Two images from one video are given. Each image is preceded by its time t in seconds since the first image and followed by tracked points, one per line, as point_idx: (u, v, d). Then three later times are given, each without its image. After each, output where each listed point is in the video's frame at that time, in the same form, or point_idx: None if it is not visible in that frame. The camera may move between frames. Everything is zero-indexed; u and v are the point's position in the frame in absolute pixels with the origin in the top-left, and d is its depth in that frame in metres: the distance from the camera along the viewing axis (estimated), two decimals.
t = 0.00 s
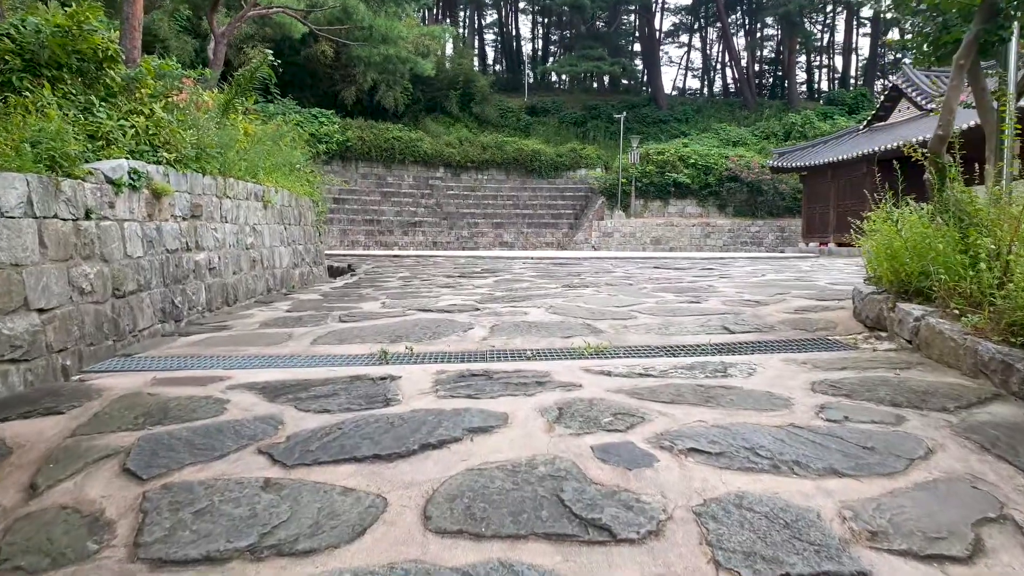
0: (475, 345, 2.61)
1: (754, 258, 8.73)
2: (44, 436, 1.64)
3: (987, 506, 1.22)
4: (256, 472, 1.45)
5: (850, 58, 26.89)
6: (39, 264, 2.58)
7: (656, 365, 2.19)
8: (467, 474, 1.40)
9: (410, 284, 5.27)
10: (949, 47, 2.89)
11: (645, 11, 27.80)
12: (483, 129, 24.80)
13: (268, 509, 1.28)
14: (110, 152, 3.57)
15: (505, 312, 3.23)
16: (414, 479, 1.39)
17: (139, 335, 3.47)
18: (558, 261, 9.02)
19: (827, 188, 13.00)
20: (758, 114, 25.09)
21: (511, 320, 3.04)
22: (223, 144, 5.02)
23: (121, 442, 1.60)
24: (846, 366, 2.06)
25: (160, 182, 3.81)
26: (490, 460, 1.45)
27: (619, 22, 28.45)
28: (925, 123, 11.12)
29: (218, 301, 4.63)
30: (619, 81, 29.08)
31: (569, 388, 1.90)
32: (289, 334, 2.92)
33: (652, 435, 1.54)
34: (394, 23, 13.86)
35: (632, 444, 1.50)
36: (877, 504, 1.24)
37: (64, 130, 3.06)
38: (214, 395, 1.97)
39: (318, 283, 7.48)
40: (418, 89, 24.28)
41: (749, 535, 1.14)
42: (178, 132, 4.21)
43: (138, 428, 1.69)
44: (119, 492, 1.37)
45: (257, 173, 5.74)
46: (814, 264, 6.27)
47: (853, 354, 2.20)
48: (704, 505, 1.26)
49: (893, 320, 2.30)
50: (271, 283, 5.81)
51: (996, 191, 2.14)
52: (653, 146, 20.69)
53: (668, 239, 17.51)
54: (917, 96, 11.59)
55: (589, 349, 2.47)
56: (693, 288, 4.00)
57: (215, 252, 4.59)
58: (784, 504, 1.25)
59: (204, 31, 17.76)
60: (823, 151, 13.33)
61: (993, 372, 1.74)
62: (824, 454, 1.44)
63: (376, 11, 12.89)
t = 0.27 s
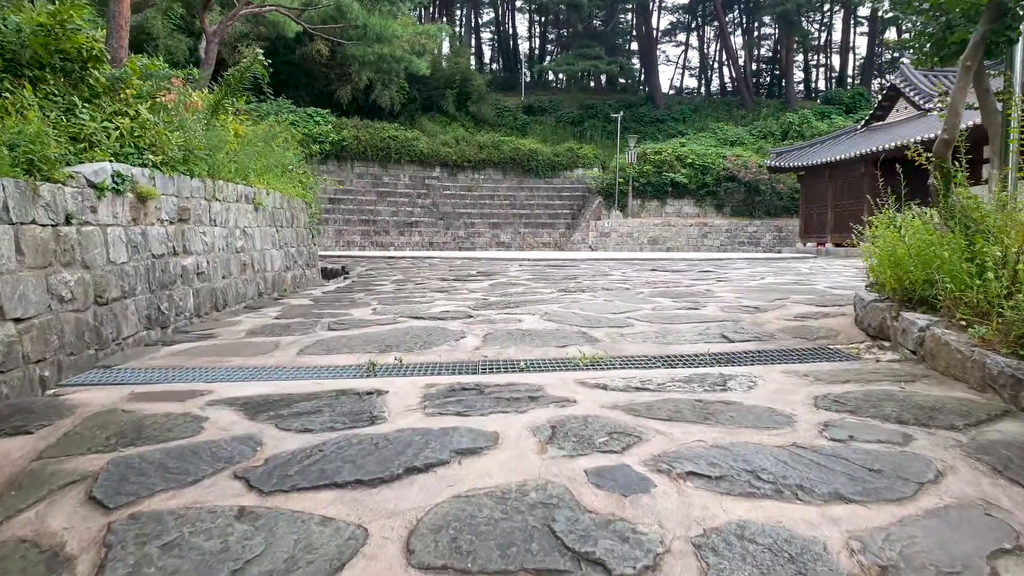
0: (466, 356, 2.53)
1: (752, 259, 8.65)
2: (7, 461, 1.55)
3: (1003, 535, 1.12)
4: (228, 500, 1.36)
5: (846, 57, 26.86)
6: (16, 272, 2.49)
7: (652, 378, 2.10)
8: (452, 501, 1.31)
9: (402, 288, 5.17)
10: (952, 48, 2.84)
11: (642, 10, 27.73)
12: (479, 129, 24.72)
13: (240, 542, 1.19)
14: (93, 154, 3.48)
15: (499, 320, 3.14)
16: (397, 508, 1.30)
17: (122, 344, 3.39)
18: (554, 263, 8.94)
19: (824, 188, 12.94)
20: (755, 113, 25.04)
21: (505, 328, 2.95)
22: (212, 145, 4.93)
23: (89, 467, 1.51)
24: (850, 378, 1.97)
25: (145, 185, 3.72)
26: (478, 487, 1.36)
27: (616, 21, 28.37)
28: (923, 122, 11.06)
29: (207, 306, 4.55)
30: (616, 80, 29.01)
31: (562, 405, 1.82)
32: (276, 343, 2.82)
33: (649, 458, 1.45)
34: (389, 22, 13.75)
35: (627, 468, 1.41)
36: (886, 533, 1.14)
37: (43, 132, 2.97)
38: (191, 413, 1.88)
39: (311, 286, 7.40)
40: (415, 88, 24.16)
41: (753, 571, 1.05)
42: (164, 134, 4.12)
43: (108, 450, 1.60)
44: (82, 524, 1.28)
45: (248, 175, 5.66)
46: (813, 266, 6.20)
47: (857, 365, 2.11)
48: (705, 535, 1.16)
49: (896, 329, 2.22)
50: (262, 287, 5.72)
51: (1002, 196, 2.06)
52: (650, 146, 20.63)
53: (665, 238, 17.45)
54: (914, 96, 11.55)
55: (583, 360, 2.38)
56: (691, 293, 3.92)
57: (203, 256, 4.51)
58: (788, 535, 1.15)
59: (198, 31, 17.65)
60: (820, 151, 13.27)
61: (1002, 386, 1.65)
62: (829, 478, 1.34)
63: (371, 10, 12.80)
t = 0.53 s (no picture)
0: (456, 369, 2.46)
1: (747, 261, 8.61)
2: None
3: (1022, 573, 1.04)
4: (199, 531, 1.28)
5: (841, 57, 26.87)
6: None
7: (648, 393, 2.03)
8: (436, 534, 1.23)
9: (395, 293, 5.10)
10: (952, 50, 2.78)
11: (637, 10, 27.69)
12: (474, 129, 24.64)
13: None
14: (76, 159, 3.39)
15: (491, 328, 3.07)
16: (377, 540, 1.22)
17: (105, 353, 3.29)
18: (549, 265, 8.87)
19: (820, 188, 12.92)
20: (751, 113, 25.04)
21: (497, 338, 2.88)
22: (200, 149, 4.85)
23: (54, 494, 1.43)
24: (852, 394, 1.91)
25: (130, 190, 3.63)
26: (463, 517, 1.28)
27: (611, 20, 28.31)
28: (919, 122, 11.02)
29: (195, 313, 4.47)
30: (611, 80, 28.97)
31: (554, 424, 1.75)
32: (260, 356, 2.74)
33: (643, 484, 1.39)
34: (382, 22, 13.64)
35: (621, 496, 1.34)
36: (897, 571, 1.06)
37: (22, 136, 2.87)
38: (168, 432, 1.79)
39: (302, 290, 7.31)
40: (409, 88, 24.06)
41: None
42: (150, 138, 4.03)
43: (76, 475, 1.52)
44: (41, 559, 1.19)
45: (237, 179, 5.57)
46: (810, 269, 6.15)
47: (859, 378, 2.05)
48: (703, 573, 1.09)
49: (899, 341, 2.15)
50: (251, 292, 5.64)
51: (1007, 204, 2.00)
52: (646, 146, 20.59)
53: (661, 239, 17.41)
54: (909, 96, 11.57)
55: (577, 372, 2.31)
56: (687, 299, 3.86)
57: (191, 262, 4.42)
58: (793, 572, 1.08)
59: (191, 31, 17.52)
60: (816, 151, 13.24)
61: (1013, 405, 1.59)
62: (834, 506, 1.27)
63: (364, 10, 12.70)
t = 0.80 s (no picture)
0: (451, 380, 2.38)
1: (745, 263, 8.56)
2: None
3: None
4: (173, 562, 1.19)
5: (839, 57, 26.83)
6: None
7: (649, 407, 1.96)
8: (427, 566, 1.15)
9: (390, 298, 5.02)
10: (958, 49, 2.72)
11: (634, 10, 27.61)
12: (471, 129, 24.56)
13: None
14: (61, 163, 3.30)
15: (487, 336, 2.99)
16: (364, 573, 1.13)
17: (91, 362, 3.19)
18: (546, 267, 8.81)
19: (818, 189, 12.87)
20: (748, 113, 25.00)
21: (493, 347, 2.80)
22: (191, 152, 4.76)
23: (20, 519, 1.33)
24: (862, 408, 1.84)
25: (118, 194, 3.53)
26: (456, 547, 1.20)
27: (608, 20, 28.22)
28: (918, 123, 10.97)
29: (186, 318, 4.38)
30: (608, 80, 28.93)
31: (553, 441, 1.67)
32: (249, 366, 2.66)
33: (648, 510, 1.31)
34: (376, 22, 13.50)
35: (624, 524, 1.26)
36: None
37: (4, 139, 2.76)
38: (147, 451, 1.71)
39: (296, 293, 7.23)
40: (406, 88, 23.98)
41: None
42: (139, 140, 3.94)
43: (46, 498, 1.42)
44: None
45: (229, 181, 5.49)
46: (809, 271, 6.09)
47: (868, 391, 1.97)
48: None
49: (909, 351, 2.07)
50: (244, 296, 5.55)
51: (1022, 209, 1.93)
52: (643, 147, 20.54)
53: (658, 240, 17.36)
54: (909, 95, 11.58)
55: (576, 384, 2.23)
56: (687, 303, 3.78)
57: (181, 267, 4.34)
58: None
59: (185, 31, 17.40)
60: (814, 152, 13.19)
61: None
62: (851, 535, 1.20)
63: (359, 10, 12.59)
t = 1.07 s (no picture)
0: (449, 394, 2.29)
1: (746, 265, 8.49)
2: None
3: None
4: None
5: (838, 57, 26.81)
6: None
7: (656, 422, 1.87)
8: None
9: (386, 303, 4.92)
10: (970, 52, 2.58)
11: (633, 10, 27.58)
12: (469, 130, 24.49)
13: None
14: (48, 166, 3.20)
15: (486, 345, 2.91)
16: None
17: (79, 371, 3.11)
18: (545, 270, 8.73)
19: (818, 189, 12.80)
20: (747, 114, 24.97)
21: (493, 356, 2.71)
22: (184, 154, 4.67)
23: None
24: (880, 422, 1.75)
25: (107, 198, 3.44)
26: None
27: (607, 21, 28.20)
28: (918, 124, 10.90)
29: (178, 325, 4.30)
30: (607, 81, 28.89)
31: (557, 462, 1.59)
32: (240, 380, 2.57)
33: (660, 540, 1.22)
34: (374, 22, 13.42)
35: (635, 555, 1.18)
36: None
37: None
38: (130, 473, 1.62)
39: (293, 297, 7.14)
40: (404, 89, 23.90)
41: None
42: (128, 142, 3.84)
43: (16, 528, 1.33)
44: None
45: (224, 184, 5.41)
46: (813, 274, 6.01)
47: (885, 403, 1.88)
48: None
49: (924, 362, 1.98)
50: (238, 301, 5.47)
51: None
52: (642, 148, 20.49)
53: (657, 241, 17.30)
54: (909, 96, 11.53)
55: (578, 397, 2.15)
56: (690, 308, 3.71)
57: (173, 271, 4.25)
58: None
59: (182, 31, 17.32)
60: (814, 153, 13.13)
61: None
62: (879, 568, 1.11)
63: (356, 10, 12.49)
